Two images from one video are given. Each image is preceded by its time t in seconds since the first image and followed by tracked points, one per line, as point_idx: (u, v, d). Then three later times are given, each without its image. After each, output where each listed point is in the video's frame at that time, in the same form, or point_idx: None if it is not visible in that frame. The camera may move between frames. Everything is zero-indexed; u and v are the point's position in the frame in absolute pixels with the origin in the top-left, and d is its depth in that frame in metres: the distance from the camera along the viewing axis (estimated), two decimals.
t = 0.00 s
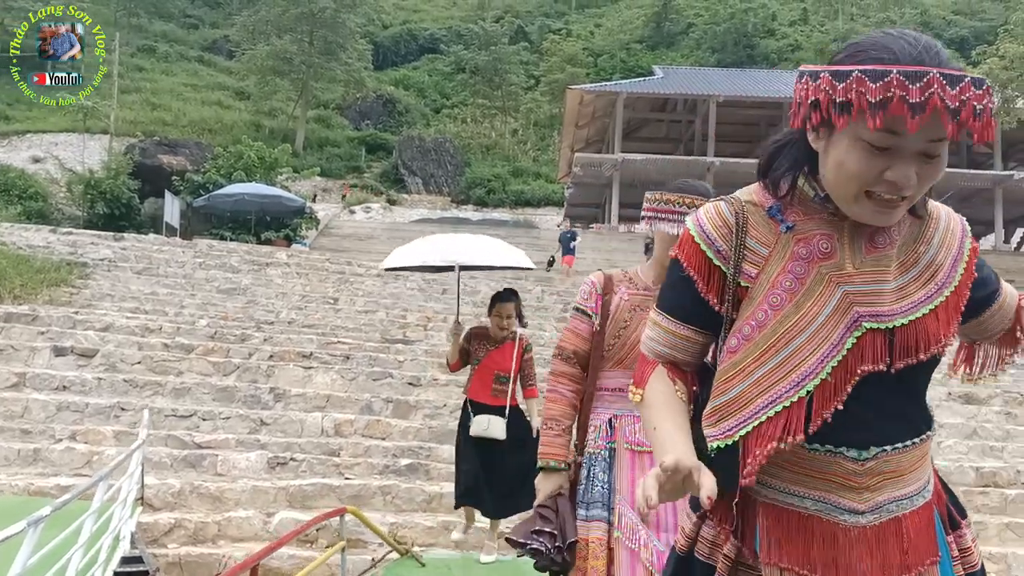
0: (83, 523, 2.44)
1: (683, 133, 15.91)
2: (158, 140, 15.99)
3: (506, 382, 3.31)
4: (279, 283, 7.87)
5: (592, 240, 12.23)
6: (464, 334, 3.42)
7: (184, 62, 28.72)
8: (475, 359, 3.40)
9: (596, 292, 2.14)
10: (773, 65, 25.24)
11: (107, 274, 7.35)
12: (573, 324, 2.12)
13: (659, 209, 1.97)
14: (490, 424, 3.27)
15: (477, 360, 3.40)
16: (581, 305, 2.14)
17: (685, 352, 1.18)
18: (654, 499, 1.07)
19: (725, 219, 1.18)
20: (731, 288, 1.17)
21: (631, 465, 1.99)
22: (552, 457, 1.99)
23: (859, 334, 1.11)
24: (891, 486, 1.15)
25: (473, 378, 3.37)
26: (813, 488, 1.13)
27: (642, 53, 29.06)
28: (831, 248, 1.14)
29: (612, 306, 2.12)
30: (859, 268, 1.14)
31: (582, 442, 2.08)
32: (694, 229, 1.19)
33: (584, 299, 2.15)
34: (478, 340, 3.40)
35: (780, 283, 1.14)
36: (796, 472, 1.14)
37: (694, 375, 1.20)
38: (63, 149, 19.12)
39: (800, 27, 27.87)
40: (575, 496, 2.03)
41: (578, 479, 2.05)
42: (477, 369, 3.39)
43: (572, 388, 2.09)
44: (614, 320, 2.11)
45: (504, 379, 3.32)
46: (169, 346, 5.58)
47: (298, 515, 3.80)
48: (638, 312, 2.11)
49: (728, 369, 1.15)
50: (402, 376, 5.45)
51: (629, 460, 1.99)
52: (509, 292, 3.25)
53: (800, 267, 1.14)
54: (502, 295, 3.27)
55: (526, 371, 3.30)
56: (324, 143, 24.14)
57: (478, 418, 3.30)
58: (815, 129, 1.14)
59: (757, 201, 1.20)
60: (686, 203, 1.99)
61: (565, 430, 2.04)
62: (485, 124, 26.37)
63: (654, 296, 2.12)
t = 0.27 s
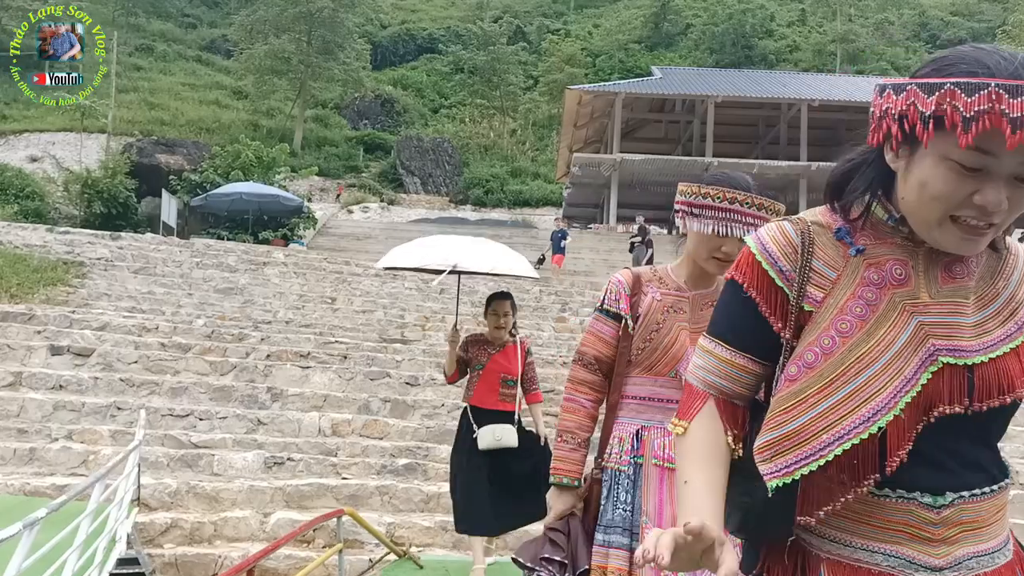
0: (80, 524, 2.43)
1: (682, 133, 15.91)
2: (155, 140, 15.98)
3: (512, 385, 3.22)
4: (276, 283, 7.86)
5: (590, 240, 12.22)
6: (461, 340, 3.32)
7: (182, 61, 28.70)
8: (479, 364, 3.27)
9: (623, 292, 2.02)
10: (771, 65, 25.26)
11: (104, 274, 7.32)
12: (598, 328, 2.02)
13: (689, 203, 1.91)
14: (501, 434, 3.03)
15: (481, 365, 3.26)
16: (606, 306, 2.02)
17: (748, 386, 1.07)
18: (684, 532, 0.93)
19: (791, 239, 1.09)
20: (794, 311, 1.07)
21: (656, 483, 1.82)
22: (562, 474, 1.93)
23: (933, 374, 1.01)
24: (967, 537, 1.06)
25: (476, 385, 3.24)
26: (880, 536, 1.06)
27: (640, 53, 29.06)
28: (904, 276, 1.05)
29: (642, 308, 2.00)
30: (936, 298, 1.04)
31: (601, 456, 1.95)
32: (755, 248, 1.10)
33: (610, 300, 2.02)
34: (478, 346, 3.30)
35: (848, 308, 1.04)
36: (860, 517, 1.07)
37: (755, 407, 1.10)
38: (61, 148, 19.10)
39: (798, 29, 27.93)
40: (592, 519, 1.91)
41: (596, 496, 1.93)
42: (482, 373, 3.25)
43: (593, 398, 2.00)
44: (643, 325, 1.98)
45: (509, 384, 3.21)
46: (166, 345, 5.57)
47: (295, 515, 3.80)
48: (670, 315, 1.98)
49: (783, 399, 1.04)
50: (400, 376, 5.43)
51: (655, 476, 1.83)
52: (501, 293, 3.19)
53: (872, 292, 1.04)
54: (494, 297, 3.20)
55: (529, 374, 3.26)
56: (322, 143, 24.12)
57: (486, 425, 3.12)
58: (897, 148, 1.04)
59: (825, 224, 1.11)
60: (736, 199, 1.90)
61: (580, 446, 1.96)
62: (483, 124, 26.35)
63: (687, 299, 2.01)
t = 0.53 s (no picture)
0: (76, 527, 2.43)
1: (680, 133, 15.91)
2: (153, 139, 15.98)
3: (518, 383, 3.18)
4: (274, 283, 7.84)
5: (588, 240, 12.22)
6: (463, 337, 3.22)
7: (180, 60, 28.67)
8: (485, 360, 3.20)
9: (653, 282, 1.75)
10: (769, 66, 25.31)
11: (101, 274, 7.31)
12: (623, 321, 1.73)
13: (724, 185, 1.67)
14: (494, 431, 3.02)
15: (487, 361, 3.20)
16: (633, 298, 1.75)
17: (819, 465, 0.95)
18: None
19: (879, 292, 0.98)
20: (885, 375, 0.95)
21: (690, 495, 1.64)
22: (587, 481, 1.63)
23: None
24: None
25: (485, 380, 3.18)
26: None
27: (639, 54, 29.06)
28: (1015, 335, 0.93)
29: (673, 300, 1.75)
30: None
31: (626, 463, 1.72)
32: (837, 300, 0.98)
33: (637, 290, 1.75)
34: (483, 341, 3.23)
35: (957, 369, 0.92)
36: None
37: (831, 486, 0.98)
38: (59, 148, 19.09)
39: (796, 29, 27.98)
40: (616, 529, 1.67)
41: (621, 507, 1.69)
42: (488, 371, 3.18)
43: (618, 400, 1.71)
44: (675, 319, 1.74)
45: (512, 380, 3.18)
46: (163, 345, 5.56)
47: (291, 516, 3.79)
48: (704, 310, 1.75)
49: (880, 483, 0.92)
50: (397, 377, 5.42)
51: (688, 483, 1.65)
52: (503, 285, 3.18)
53: (983, 353, 0.93)
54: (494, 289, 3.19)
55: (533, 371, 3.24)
56: (320, 143, 24.13)
57: (482, 422, 3.11)
58: (987, 194, 0.95)
59: (914, 278, 1.00)
60: (770, 181, 1.64)
61: (605, 450, 1.66)
62: (482, 124, 26.35)
63: (722, 293, 1.77)
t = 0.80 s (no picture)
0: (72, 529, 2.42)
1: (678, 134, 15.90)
2: (152, 139, 15.98)
3: (524, 393, 2.90)
4: (272, 283, 7.84)
5: (585, 241, 12.22)
6: (467, 339, 2.96)
7: (179, 60, 28.65)
8: (490, 367, 2.93)
9: (690, 278, 1.39)
10: (767, 66, 25.34)
11: (99, 273, 7.31)
12: (653, 324, 1.37)
13: (772, 173, 1.38)
14: (495, 448, 2.78)
15: (491, 369, 2.93)
16: (668, 297, 1.38)
17: None
18: None
19: None
20: None
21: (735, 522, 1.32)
22: (621, 501, 1.30)
23: None
24: None
25: (488, 388, 2.91)
26: None
27: (637, 54, 29.05)
28: None
29: (715, 301, 1.38)
30: None
31: (664, 484, 1.38)
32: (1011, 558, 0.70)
33: (672, 290, 1.38)
34: (487, 346, 2.97)
35: None
36: None
37: None
38: (57, 147, 19.09)
39: (794, 30, 28.03)
40: (653, 556, 1.32)
41: (659, 533, 1.34)
42: (492, 379, 2.91)
43: (654, 410, 1.35)
44: (719, 321, 1.37)
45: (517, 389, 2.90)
46: (161, 346, 5.56)
47: (288, 516, 3.81)
48: (753, 312, 1.38)
49: None
50: (395, 377, 5.42)
51: (735, 506, 1.32)
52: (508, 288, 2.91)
53: None
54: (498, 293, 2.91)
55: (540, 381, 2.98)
56: (318, 143, 24.13)
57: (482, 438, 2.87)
58: None
59: None
60: (821, 167, 1.36)
61: (642, 467, 1.32)
62: (480, 124, 26.35)
63: (773, 293, 1.40)
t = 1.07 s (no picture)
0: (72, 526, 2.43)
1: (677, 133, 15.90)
2: (150, 137, 15.98)
3: (532, 381, 2.81)
4: (270, 282, 7.85)
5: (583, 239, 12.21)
6: (471, 330, 2.89)
7: (177, 58, 28.63)
8: (492, 358, 2.85)
9: (737, 272, 1.32)
10: (765, 66, 25.38)
11: (97, 272, 7.31)
12: (697, 321, 1.31)
13: (831, 157, 1.29)
14: (516, 435, 2.71)
15: (493, 359, 2.85)
16: (717, 291, 1.31)
17: None
18: None
19: None
20: None
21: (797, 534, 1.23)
22: (672, 513, 1.23)
23: None
24: None
25: (490, 380, 2.83)
26: None
27: (635, 54, 29.06)
28: None
29: (764, 296, 1.31)
30: None
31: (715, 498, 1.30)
32: None
33: (721, 284, 1.31)
34: (491, 337, 2.89)
35: None
36: None
37: None
38: (55, 145, 19.08)
39: (793, 30, 28.05)
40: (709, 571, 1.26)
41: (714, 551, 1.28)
42: (493, 369, 2.84)
43: (705, 416, 1.28)
44: (770, 318, 1.30)
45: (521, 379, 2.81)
46: (159, 345, 5.56)
47: (286, 515, 3.82)
48: (810, 307, 1.30)
49: None
50: (393, 376, 5.43)
51: (797, 519, 1.23)
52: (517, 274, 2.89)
53: None
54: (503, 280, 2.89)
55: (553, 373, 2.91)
56: (317, 142, 24.12)
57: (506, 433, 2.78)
58: None
59: None
60: (893, 152, 1.27)
61: (692, 476, 1.25)
62: (478, 123, 26.35)
63: (830, 287, 1.32)
